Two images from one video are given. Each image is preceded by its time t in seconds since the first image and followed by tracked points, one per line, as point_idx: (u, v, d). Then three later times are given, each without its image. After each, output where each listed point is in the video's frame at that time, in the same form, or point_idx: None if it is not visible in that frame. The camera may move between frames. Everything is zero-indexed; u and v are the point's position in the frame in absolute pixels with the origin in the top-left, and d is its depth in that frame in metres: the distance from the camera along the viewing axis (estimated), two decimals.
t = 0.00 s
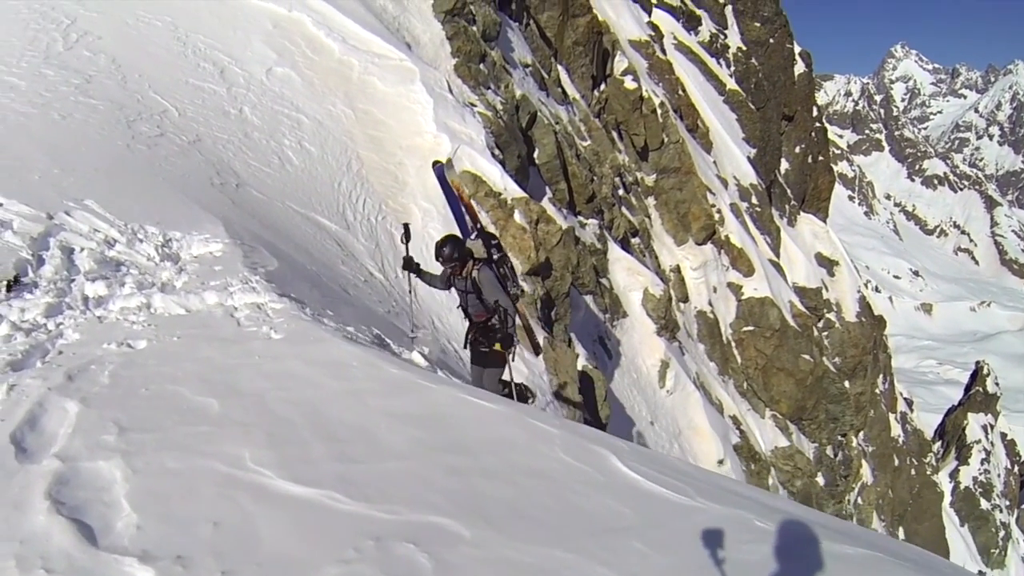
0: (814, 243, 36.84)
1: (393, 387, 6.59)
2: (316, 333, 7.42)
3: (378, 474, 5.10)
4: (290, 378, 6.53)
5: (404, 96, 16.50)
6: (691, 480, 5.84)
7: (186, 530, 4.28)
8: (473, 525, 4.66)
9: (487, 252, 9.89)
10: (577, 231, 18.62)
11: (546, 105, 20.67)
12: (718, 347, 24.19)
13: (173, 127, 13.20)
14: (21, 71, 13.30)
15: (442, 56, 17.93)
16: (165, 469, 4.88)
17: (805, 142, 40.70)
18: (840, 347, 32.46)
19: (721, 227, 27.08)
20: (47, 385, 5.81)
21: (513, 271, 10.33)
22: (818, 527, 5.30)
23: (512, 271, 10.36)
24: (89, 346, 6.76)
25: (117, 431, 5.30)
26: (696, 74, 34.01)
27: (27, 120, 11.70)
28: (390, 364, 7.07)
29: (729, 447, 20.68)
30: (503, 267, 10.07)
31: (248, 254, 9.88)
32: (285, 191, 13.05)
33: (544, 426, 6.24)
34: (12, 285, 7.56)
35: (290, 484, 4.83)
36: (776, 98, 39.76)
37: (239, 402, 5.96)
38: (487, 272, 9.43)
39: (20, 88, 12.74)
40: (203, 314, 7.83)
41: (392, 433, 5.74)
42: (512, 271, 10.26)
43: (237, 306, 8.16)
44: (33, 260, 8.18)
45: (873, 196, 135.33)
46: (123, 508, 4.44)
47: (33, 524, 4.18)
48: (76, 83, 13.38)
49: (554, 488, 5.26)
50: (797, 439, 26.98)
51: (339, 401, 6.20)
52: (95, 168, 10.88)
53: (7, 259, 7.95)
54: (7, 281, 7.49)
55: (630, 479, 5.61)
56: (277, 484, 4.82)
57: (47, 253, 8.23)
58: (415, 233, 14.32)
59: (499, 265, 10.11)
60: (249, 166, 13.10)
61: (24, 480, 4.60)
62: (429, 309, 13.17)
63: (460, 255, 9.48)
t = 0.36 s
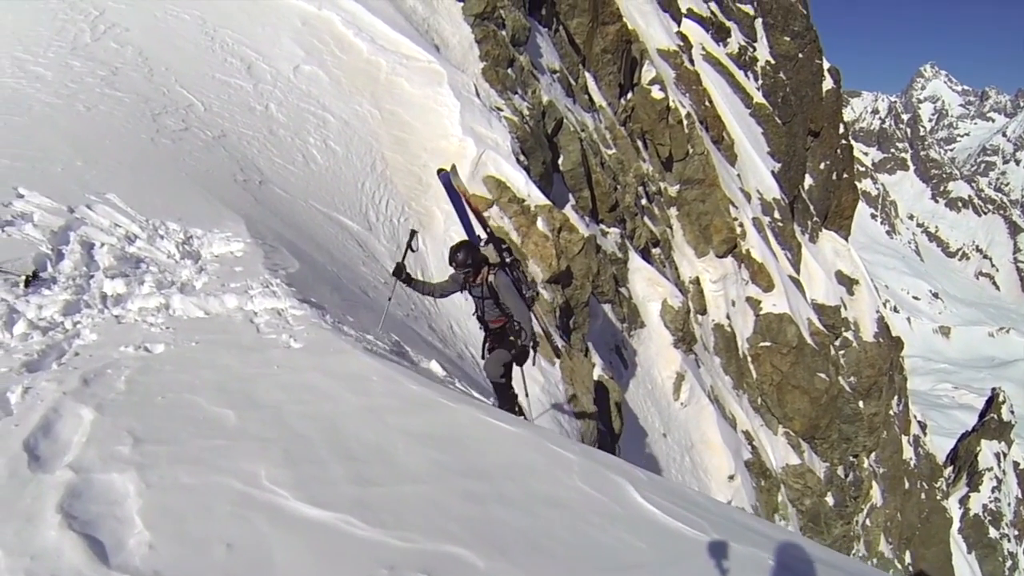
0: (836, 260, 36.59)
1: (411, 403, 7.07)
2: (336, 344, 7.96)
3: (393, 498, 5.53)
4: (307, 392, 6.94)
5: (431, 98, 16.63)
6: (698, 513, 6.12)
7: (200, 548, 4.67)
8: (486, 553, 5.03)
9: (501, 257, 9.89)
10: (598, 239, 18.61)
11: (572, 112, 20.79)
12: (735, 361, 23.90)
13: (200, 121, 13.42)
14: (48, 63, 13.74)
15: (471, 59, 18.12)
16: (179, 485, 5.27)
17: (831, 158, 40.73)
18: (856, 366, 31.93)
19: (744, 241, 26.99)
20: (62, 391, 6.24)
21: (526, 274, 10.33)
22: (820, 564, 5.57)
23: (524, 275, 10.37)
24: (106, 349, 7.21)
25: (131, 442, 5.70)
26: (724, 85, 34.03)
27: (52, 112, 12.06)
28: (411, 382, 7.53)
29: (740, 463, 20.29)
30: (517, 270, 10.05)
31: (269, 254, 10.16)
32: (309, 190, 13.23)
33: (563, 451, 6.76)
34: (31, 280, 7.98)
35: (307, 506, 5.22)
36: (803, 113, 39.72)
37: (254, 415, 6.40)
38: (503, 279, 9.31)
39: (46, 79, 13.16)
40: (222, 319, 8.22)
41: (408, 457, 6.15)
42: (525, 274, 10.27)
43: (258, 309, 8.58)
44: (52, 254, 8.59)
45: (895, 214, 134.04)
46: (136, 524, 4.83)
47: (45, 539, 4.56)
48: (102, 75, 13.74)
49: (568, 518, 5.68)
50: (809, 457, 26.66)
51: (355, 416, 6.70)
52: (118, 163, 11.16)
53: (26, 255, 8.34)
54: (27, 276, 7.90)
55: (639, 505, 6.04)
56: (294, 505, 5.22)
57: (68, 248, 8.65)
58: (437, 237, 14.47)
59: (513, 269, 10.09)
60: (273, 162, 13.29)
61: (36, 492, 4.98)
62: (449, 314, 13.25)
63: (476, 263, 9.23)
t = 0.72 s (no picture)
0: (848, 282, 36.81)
1: (418, 418, 7.07)
2: (348, 353, 8.09)
3: (398, 515, 5.46)
4: (316, 403, 6.99)
5: (450, 102, 16.71)
6: (704, 544, 6.08)
7: (205, 563, 4.60)
8: None
9: (507, 279, 9.35)
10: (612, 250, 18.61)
11: (591, 122, 20.77)
12: (742, 378, 23.73)
13: (217, 116, 13.84)
14: (68, 50, 14.10)
15: (492, 64, 18.21)
16: (185, 494, 5.23)
17: (847, 179, 41.48)
18: (863, 389, 32.16)
19: (756, 258, 27.00)
20: (70, 391, 6.31)
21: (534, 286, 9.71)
22: None
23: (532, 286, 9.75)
24: (115, 348, 7.38)
25: (138, 448, 5.70)
26: (744, 102, 34.05)
27: (71, 100, 12.48)
28: (421, 396, 7.48)
29: (744, 482, 19.94)
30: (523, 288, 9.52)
31: (282, 253, 10.49)
32: (326, 189, 13.52)
33: (570, 474, 6.67)
34: (44, 273, 8.27)
35: (312, 522, 5.16)
36: (823, 133, 40.30)
37: (263, 424, 6.40)
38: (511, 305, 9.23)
39: (67, 67, 13.50)
40: (232, 321, 8.47)
41: (415, 473, 6.10)
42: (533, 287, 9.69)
43: (271, 315, 8.81)
44: (66, 246, 8.89)
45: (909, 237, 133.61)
46: (141, 535, 4.78)
47: (48, 548, 4.52)
48: (123, 66, 14.13)
49: (576, 545, 5.58)
50: (813, 479, 26.43)
51: (365, 430, 6.69)
52: (134, 157, 11.45)
53: (40, 247, 8.64)
54: (41, 268, 8.19)
55: (645, 534, 5.96)
56: (298, 521, 5.16)
57: (81, 242, 8.95)
58: (452, 242, 14.70)
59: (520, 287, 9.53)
60: (290, 160, 13.62)
61: (41, 497, 4.96)
62: (460, 321, 13.25)
63: (482, 289, 9.12)
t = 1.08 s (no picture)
0: (854, 313, 38.62)
1: (421, 453, 7.00)
2: (352, 383, 8.05)
3: (400, 553, 5.35)
4: (321, 434, 6.90)
5: (464, 123, 16.89)
6: None
7: None
8: None
9: (506, 285, 9.20)
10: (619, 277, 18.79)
11: (602, 147, 21.71)
12: (744, 409, 23.94)
13: (230, 128, 13.99)
14: (84, 56, 14.22)
15: (506, 86, 18.91)
16: (187, 524, 5.17)
17: (855, 212, 44.32)
18: (865, 422, 32.26)
19: (763, 288, 27.56)
20: (77, 412, 6.31)
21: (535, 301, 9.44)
22: None
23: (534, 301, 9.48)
24: (121, 368, 7.35)
25: (142, 474, 5.65)
26: (755, 129, 36.34)
27: (85, 106, 12.56)
28: (423, 431, 7.46)
29: (743, 513, 19.63)
30: (522, 299, 9.28)
31: (290, 274, 10.54)
32: (334, 208, 13.71)
33: (572, 517, 6.60)
34: (52, 284, 8.27)
35: (313, 557, 5.06)
36: (833, 163, 43.45)
37: (268, 454, 6.33)
38: (503, 310, 9.04)
39: (82, 72, 13.61)
40: (239, 345, 8.41)
41: (419, 510, 6.01)
42: (533, 302, 9.41)
43: (278, 339, 8.79)
44: (75, 257, 8.91)
45: (912, 267, 134.43)
46: (142, 563, 4.75)
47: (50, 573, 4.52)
48: (138, 74, 14.23)
49: None
50: (813, 510, 26.19)
51: (369, 462, 6.61)
52: (145, 167, 11.53)
53: (49, 257, 8.64)
54: (49, 280, 8.20)
55: None
56: (299, 555, 5.06)
57: (90, 254, 8.97)
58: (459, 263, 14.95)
59: (518, 297, 9.30)
60: (301, 178, 13.85)
61: (45, 518, 4.98)
62: (465, 346, 13.25)
63: (476, 288, 8.97)
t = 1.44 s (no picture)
0: (859, 343, 39.63)
1: (427, 486, 7.02)
2: (359, 414, 8.00)
3: None
4: (328, 464, 6.91)
5: (474, 149, 17.20)
6: None
7: None
8: None
9: (511, 299, 8.98)
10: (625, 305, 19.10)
11: (611, 175, 22.50)
12: (748, 437, 24.06)
13: (241, 148, 14.05)
14: (97, 72, 14.37)
15: (517, 113, 19.48)
16: (193, 553, 5.22)
17: (862, 241, 46.18)
18: (869, 452, 32.42)
19: (769, 318, 28.02)
20: (84, 434, 6.34)
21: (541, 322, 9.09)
22: None
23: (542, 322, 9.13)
24: (130, 391, 7.32)
25: (149, 501, 5.69)
26: (763, 158, 37.36)
27: (96, 122, 12.65)
28: (430, 464, 7.45)
29: (745, 543, 19.44)
30: (527, 317, 8.98)
31: (298, 299, 10.55)
32: (342, 231, 13.82)
33: (576, 554, 6.63)
34: (61, 302, 8.29)
35: None
36: (840, 192, 45.20)
37: (274, 484, 6.34)
38: (504, 324, 8.84)
39: (95, 88, 13.79)
40: (247, 371, 8.39)
41: (424, 544, 6.04)
42: (539, 322, 9.07)
43: (286, 366, 8.75)
44: (84, 275, 8.94)
45: (916, 295, 134.81)
46: None
47: None
48: (150, 91, 14.33)
49: None
50: (815, 541, 26.04)
51: (375, 493, 6.63)
52: (157, 185, 11.61)
53: (59, 274, 8.68)
54: (58, 298, 8.23)
55: None
56: None
57: (98, 272, 9.00)
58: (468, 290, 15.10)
59: (524, 315, 9.02)
60: (310, 200, 13.94)
61: (51, 542, 5.03)
62: (471, 373, 13.27)
63: (479, 299, 8.86)
